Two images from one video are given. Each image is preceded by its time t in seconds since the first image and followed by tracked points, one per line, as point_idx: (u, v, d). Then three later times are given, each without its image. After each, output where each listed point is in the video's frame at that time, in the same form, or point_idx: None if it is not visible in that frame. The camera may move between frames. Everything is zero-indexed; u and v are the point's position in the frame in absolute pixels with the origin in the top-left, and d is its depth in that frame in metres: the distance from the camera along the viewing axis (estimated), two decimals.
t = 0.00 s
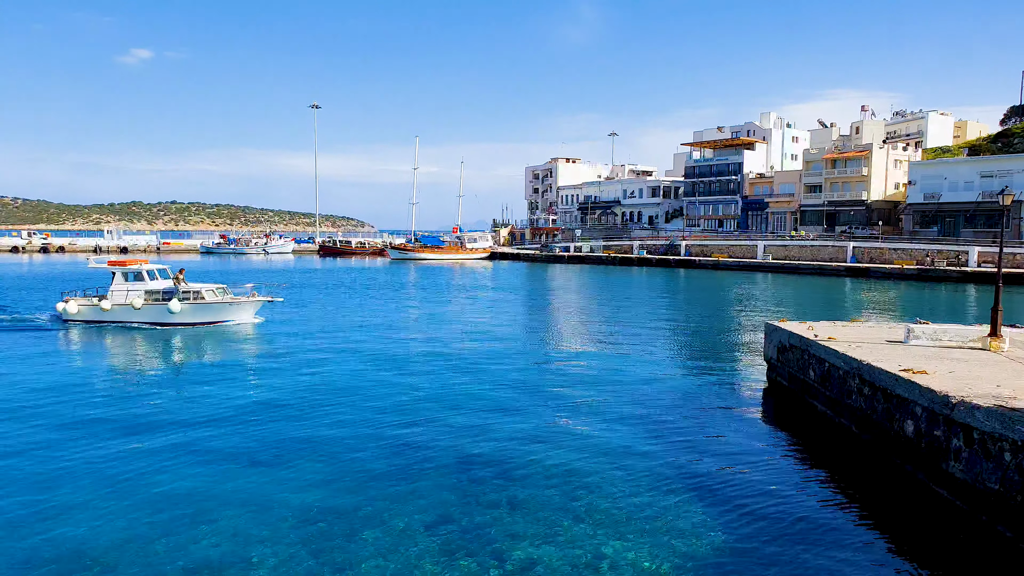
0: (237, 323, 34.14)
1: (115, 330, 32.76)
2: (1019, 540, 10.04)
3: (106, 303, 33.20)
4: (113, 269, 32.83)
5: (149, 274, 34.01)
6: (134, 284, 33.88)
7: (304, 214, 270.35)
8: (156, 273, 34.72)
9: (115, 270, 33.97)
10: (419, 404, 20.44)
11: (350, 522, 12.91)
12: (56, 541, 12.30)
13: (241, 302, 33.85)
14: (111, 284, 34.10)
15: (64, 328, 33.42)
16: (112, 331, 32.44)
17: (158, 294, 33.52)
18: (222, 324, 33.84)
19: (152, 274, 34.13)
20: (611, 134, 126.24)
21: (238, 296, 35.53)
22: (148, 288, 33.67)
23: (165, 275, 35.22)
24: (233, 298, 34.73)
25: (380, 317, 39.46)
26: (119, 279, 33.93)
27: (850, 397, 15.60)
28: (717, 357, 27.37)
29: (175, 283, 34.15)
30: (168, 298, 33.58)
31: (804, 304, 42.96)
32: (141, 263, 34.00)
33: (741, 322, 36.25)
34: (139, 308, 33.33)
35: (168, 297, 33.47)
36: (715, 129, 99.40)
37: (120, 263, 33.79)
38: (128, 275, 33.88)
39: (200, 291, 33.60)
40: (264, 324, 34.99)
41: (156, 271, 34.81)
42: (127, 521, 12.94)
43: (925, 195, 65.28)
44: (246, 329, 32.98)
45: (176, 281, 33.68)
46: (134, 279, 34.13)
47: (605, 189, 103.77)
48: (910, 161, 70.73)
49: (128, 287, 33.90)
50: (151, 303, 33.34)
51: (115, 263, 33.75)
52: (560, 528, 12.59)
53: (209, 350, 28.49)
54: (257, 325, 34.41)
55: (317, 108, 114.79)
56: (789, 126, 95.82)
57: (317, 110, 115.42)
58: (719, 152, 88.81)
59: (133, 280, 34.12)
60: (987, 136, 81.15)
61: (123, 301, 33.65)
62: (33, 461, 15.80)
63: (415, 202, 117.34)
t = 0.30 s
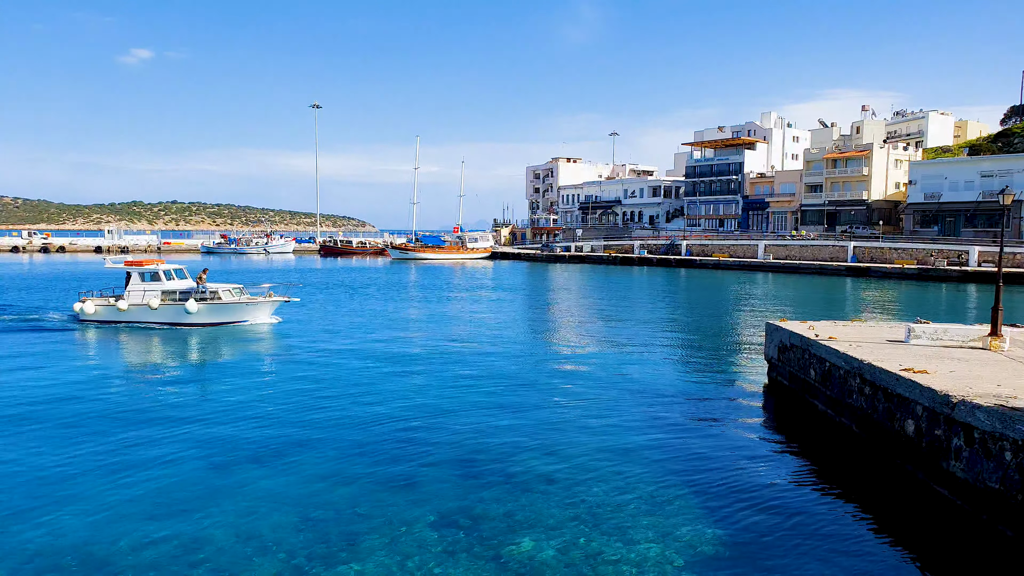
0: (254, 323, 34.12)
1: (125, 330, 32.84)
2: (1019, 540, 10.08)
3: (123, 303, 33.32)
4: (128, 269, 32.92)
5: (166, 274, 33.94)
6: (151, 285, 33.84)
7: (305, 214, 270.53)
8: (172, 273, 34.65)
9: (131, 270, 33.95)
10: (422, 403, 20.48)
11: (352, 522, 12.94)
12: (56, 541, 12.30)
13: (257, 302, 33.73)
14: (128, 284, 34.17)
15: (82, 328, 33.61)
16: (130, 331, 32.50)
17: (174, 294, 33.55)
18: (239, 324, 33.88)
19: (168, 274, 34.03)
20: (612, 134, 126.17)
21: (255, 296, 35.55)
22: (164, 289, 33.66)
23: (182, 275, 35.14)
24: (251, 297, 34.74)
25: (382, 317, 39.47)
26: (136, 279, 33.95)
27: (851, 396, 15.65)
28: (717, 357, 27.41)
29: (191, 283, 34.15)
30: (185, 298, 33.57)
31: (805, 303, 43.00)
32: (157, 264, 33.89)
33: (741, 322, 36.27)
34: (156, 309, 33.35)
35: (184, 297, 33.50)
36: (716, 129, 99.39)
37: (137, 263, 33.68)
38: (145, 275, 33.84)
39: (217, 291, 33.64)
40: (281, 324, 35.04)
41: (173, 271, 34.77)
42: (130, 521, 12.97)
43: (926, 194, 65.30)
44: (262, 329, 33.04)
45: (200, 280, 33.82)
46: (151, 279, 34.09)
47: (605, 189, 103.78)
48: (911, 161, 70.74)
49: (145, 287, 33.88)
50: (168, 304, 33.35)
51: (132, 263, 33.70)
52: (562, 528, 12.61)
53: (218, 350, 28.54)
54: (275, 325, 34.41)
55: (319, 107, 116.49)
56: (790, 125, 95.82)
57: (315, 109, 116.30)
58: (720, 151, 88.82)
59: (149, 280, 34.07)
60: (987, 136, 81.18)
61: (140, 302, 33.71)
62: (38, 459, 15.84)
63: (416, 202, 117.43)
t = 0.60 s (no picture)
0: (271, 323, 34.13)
1: (132, 331, 32.93)
2: (1020, 538, 10.14)
3: (140, 305, 33.37)
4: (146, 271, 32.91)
5: (182, 276, 33.95)
6: (167, 286, 33.86)
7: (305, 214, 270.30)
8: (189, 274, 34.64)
9: (147, 272, 33.94)
10: (425, 404, 20.53)
11: (355, 523, 12.97)
12: (56, 543, 12.33)
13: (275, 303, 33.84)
14: (145, 285, 34.20)
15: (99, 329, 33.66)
16: (146, 333, 32.57)
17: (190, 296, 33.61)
18: (256, 324, 33.91)
19: (186, 274, 34.03)
20: (612, 133, 126.22)
21: (271, 296, 35.62)
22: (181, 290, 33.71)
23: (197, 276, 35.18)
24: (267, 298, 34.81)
25: (383, 317, 39.48)
26: (152, 281, 33.96)
27: (851, 394, 15.72)
28: (718, 356, 27.42)
29: (206, 284, 34.23)
30: (202, 300, 33.69)
31: (805, 302, 43.08)
32: (173, 265, 33.86)
33: (741, 321, 36.30)
34: (173, 310, 33.46)
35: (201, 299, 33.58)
36: (716, 128, 99.42)
37: (153, 265, 33.70)
38: (161, 276, 33.83)
39: (235, 292, 33.73)
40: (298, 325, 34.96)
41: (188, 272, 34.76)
42: (129, 523, 13.01)
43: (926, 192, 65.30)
44: (280, 330, 33.06)
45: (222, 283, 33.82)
46: (168, 281, 34.11)
47: (606, 188, 103.76)
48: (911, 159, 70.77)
49: (161, 288, 33.90)
50: (185, 305, 33.47)
51: (148, 265, 33.67)
52: (565, 528, 12.65)
53: (235, 351, 28.64)
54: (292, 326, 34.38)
55: (318, 107, 114.19)
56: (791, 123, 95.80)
57: (315, 109, 114.05)
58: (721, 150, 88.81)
59: (166, 281, 34.11)
60: (987, 134, 81.19)
61: (157, 303, 33.78)
62: (41, 461, 15.90)
63: (416, 202, 117.28)
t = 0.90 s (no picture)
0: (287, 324, 34.09)
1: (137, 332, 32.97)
2: (1021, 536, 10.14)
3: (156, 306, 33.25)
4: (163, 272, 32.80)
5: (198, 277, 33.92)
6: (184, 287, 33.78)
7: (305, 216, 270.32)
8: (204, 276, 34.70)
9: (164, 273, 33.83)
10: (426, 404, 20.54)
11: (355, 524, 12.93)
12: (56, 544, 12.32)
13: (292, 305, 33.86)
14: (161, 287, 34.10)
15: (115, 331, 33.52)
16: (162, 334, 32.49)
17: (207, 298, 33.56)
18: (272, 326, 33.84)
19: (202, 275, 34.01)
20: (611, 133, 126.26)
21: (286, 298, 35.61)
22: (197, 291, 33.67)
23: (213, 277, 35.20)
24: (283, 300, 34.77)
25: (383, 317, 39.46)
26: (168, 282, 33.85)
27: (852, 394, 15.72)
28: (717, 355, 27.40)
29: (222, 286, 34.20)
30: (218, 301, 33.64)
31: (805, 301, 43.10)
32: (189, 267, 33.74)
33: (742, 320, 36.28)
34: (189, 311, 33.41)
35: (217, 300, 33.55)
36: (715, 127, 99.41)
37: (170, 267, 33.53)
38: (178, 278, 33.73)
39: (252, 293, 33.71)
40: (315, 326, 35.02)
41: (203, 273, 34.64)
42: (129, 525, 12.98)
43: (926, 190, 65.29)
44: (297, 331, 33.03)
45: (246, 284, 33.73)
46: (183, 282, 33.99)
47: (605, 188, 103.76)
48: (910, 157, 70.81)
49: (177, 290, 33.84)
50: (201, 306, 33.40)
51: (164, 267, 33.53)
52: (565, 528, 12.63)
53: (252, 351, 28.71)
54: (309, 327, 34.35)
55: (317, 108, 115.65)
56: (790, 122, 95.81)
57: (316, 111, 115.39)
58: (720, 149, 88.81)
59: (182, 282, 34.02)
60: (987, 132, 81.22)
61: (173, 304, 33.69)
62: (42, 462, 15.89)
63: (416, 203, 117.30)
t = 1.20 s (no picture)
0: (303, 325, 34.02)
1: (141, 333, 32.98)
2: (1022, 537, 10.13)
3: (173, 307, 33.16)
4: (180, 273, 32.76)
5: (215, 278, 33.97)
6: (201, 288, 33.75)
7: (306, 216, 270.23)
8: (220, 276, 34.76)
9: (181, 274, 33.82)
10: (428, 404, 20.55)
11: (355, 524, 12.94)
12: (56, 544, 12.28)
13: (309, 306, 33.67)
14: (177, 288, 34.06)
15: (131, 332, 33.48)
16: (179, 335, 32.36)
17: (223, 298, 33.39)
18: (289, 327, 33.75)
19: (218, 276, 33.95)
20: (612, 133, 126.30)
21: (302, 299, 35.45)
22: (213, 292, 33.54)
23: (229, 278, 35.22)
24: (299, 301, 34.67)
25: (383, 317, 39.41)
26: (185, 282, 33.83)
27: (853, 394, 15.70)
28: (718, 356, 27.35)
29: (239, 287, 34.11)
30: (234, 302, 33.47)
31: (805, 301, 43.14)
32: (206, 267, 33.80)
33: (742, 321, 36.24)
34: (206, 312, 33.28)
35: (233, 301, 33.39)
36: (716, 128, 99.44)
37: (187, 267, 33.57)
38: (195, 278, 33.74)
39: (269, 294, 33.54)
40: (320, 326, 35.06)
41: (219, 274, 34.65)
42: (125, 526, 12.92)
43: (926, 191, 65.25)
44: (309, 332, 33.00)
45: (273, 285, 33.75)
46: (200, 283, 34.00)
47: (606, 189, 103.72)
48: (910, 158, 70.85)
49: (194, 290, 33.82)
50: (217, 307, 33.23)
51: (182, 267, 33.59)
52: (565, 528, 12.64)
53: (268, 351, 28.79)
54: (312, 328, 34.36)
55: (318, 109, 113.11)
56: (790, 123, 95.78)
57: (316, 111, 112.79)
58: (720, 150, 88.73)
59: (199, 283, 33.96)
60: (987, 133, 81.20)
61: (189, 305, 33.59)
62: (42, 462, 15.87)
63: (416, 203, 117.31)
